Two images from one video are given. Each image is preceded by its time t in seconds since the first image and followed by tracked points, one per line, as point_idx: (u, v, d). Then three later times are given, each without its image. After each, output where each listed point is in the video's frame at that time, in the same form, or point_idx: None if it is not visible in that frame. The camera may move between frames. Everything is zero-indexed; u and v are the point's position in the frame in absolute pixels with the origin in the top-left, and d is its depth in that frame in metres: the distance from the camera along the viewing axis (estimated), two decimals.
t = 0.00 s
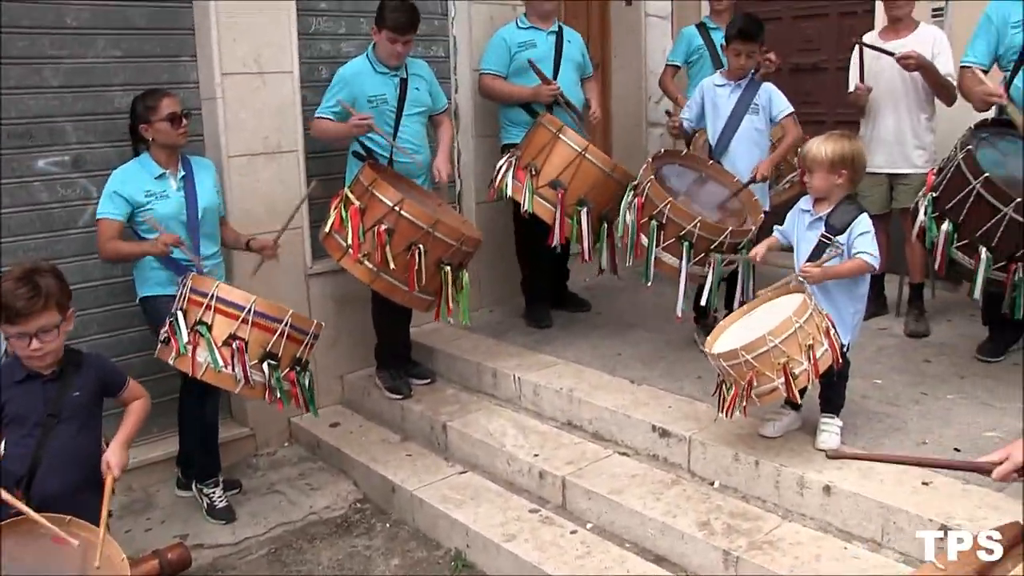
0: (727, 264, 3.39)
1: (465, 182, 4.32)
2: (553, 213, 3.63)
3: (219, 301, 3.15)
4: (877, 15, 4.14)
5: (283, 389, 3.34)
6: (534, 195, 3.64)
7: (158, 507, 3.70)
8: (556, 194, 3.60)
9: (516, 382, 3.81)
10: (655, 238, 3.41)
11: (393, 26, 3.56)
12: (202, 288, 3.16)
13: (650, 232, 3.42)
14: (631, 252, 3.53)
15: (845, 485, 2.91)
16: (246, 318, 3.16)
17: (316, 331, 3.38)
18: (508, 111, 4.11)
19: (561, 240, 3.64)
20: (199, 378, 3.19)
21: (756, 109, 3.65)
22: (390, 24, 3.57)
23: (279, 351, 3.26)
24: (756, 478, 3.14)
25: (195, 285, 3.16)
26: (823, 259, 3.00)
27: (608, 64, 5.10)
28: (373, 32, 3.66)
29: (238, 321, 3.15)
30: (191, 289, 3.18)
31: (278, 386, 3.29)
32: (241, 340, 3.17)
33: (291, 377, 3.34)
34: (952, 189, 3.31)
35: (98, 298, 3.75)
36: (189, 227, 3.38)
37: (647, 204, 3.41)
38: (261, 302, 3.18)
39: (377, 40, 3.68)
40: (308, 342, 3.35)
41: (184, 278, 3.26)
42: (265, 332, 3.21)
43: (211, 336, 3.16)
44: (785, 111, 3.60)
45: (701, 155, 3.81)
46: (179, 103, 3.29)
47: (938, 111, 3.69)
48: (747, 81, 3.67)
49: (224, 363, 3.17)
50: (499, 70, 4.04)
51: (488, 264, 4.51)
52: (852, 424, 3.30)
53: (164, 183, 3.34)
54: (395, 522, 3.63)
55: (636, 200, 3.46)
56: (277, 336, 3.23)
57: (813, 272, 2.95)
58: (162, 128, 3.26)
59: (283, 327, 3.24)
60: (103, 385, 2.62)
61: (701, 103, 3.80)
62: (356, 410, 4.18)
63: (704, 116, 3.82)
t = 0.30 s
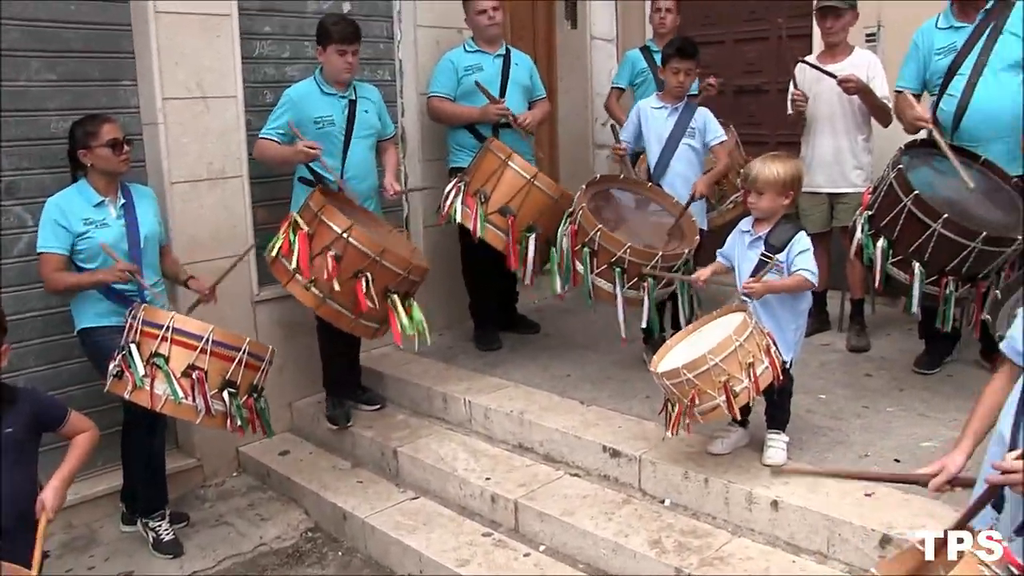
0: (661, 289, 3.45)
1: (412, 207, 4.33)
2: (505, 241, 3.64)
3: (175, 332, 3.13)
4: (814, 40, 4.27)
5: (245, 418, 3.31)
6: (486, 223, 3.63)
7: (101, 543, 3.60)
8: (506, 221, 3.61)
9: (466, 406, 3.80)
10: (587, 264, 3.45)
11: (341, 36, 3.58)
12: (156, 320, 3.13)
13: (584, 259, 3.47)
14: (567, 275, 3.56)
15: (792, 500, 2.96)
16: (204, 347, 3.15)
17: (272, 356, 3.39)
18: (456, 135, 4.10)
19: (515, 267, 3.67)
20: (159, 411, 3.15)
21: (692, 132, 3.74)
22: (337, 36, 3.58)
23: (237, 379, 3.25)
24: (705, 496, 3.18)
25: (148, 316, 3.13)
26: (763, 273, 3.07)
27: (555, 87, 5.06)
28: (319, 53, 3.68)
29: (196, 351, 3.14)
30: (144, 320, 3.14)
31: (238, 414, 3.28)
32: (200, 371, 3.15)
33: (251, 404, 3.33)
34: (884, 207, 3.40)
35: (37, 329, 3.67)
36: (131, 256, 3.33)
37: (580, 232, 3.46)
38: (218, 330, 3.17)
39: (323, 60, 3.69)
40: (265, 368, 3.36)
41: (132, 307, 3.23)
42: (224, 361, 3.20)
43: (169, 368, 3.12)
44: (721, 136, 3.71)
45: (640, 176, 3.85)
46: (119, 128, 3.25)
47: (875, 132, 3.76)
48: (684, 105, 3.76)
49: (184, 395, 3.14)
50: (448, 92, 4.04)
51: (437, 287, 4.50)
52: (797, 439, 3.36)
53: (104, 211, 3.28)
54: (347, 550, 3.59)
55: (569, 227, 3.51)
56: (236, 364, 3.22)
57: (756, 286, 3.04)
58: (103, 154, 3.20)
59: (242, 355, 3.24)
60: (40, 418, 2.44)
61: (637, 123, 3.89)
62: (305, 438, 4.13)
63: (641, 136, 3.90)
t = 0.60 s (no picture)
0: (594, 310, 3.47)
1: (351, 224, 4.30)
2: (441, 257, 3.64)
3: (113, 353, 3.05)
4: (748, 58, 4.39)
5: (183, 438, 3.27)
6: (424, 241, 3.62)
7: (27, 569, 3.48)
8: (444, 237, 3.61)
9: (405, 422, 3.77)
10: (519, 287, 3.47)
11: (287, 42, 3.61)
12: (92, 341, 3.04)
13: (516, 280, 3.48)
14: (496, 294, 3.60)
15: (729, 513, 2.99)
16: (143, 369, 3.08)
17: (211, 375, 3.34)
18: (396, 151, 4.08)
19: (453, 284, 3.66)
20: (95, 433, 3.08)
21: (627, 149, 3.78)
22: (283, 42, 3.61)
23: (176, 401, 3.20)
24: (644, 509, 3.20)
25: (82, 337, 3.05)
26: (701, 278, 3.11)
27: (495, 103, 5.16)
28: (260, 66, 3.65)
29: (134, 373, 3.07)
30: (77, 341, 3.05)
31: (177, 435, 3.23)
32: (139, 393, 3.09)
33: (190, 424, 3.28)
34: (819, 222, 3.39)
35: None
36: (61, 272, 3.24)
37: (513, 257, 3.48)
38: (157, 351, 3.11)
39: (264, 73, 3.67)
40: (204, 387, 3.31)
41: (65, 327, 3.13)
42: (163, 382, 3.15)
43: (105, 390, 3.05)
44: (655, 154, 3.79)
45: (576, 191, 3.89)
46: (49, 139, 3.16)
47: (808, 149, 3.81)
48: (620, 121, 3.80)
49: (121, 417, 3.08)
50: (388, 111, 4.00)
51: (375, 302, 4.47)
52: (734, 453, 3.40)
53: (33, 226, 3.18)
54: (285, 570, 3.52)
55: (502, 251, 3.54)
56: (175, 385, 3.17)
57: (693, 291, 3.08)
58: (31, 164, 3.11)
59: (181, 376, 3.19)
60: None
61: (574, 142, 3.91)
62: (242, 456, 4.06)
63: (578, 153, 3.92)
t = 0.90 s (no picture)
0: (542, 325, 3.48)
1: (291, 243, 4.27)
2: (379, 271, 3.61)
3: (47, 366, 2.99)
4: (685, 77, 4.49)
5: (118, 458, 3.21)
6: (359, 253, 3.59)
7: None
8: (381, 251, 3.58)
9: (346, 442, 3.74)
10: (471, 303, 3.45)
11: (223, 59, 3.59)
12: (27, 354, 2.98)
13: (465, 297, 3.48)
14: (445, 313, 3.55)
15: (670, 529, 2.99)
16: (79, 383, 3.03)
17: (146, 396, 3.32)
18: (339, 171, 4.06)
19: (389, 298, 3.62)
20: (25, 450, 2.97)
21: (576, 166, 3.78)
22: (220, 59, 3.59)
23: (111, 418, 3.15)
24: (586, 527, 3.19)
25: (15, 351, 2.98)
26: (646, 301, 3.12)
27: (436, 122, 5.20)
28: (197, 83, 3.63)
29: (69, 386, 3.02)
30: (10, 355, 2.98)
31: (113, 453, 3.17)
32: (74, 408, 3.02)
33: (125, 443, 3.22)
34: (758, 237, 3.36)
35: None
36: None
37: (463, 272, 3.46)
38: (94, 365, 3.08)
39: (201, 90, 3.65)
40: (139, 407, 3.28)
41: None
42: (99, 397, 3.11)
43: (39, 404, 2.96)
44: (605, 174, 3.80)
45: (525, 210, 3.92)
46: None
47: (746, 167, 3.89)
48: (571, 139, 3.80)
49: (55, 432, 2.99)
50: (331, 129, 3.98)
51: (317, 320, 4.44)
52: (675, 468, 3.41)
53: None
54: None
55: (451, 266, 3.52)
56: (111, 401, 3.13)
57: (641, 316, 3.07)
58: None
59: (117, 392, 3.16)
60: None
61: (525, 158, 3.92)
62: (181, 478, 3.98)
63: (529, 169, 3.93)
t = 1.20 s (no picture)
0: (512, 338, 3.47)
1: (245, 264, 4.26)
2: (336, 283, 3.57)
3: None
4: (637, 96, 4.62)
5: (73, 485, 3.17)
6: (317, 268, 3.56)
7: None
8: (335, 262, 3.55)
9: (304, 465, 3.71)
10: (439, 319, 3.45)
11: (166, 80, 3.58)
12: None
13: (434, 315, 3.47)
14: (416, 331, 3.55)
15: (630, 545, 2.99)
16: (31, 412, 2.98)
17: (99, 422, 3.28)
18: (293, 192, 4.05)
19: (350, 309, 3.57)
20: None
21: (537, 184, 3.79)
22: (163, 79, 3.58)
23: (65, 446, 3.11)
24: (545, 546, 3.17)
25: None
26: (597, 313, 3.12)
27: (390, 142, 5.24)
28: (139, 105, 3.60)
29: (21, 416, 2.96)
30: None
31: (68, 480, 3.12)
32: (26, 437, 2.97)
33: (80, 470, 3.18)
34: (711, 252, 3.36)
35: None
36: None
37: (428, 288, 3.47)
38: (46, 393, 3.03)
39: (144, 111, 3.61)
40: (92, 432, 3.24)
41: None
42: (51, 425, 3.06)
43: None
44: (570, 189, 3.79)
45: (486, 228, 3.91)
46: None
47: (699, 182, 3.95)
48: (531, 157, 3.81)
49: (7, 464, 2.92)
50: (286, 152, 3.98)
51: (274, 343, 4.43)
52: (633, 485, 3.41)
53: None
54: None
55: (417, 283, 3.51)
56: (64, 428, 3.10)
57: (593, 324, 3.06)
58: None
59: (70, 418, 3.12)
60: None
61: (488, 178, 3.92)
62: (136, 505, 3.92)
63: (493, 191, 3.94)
